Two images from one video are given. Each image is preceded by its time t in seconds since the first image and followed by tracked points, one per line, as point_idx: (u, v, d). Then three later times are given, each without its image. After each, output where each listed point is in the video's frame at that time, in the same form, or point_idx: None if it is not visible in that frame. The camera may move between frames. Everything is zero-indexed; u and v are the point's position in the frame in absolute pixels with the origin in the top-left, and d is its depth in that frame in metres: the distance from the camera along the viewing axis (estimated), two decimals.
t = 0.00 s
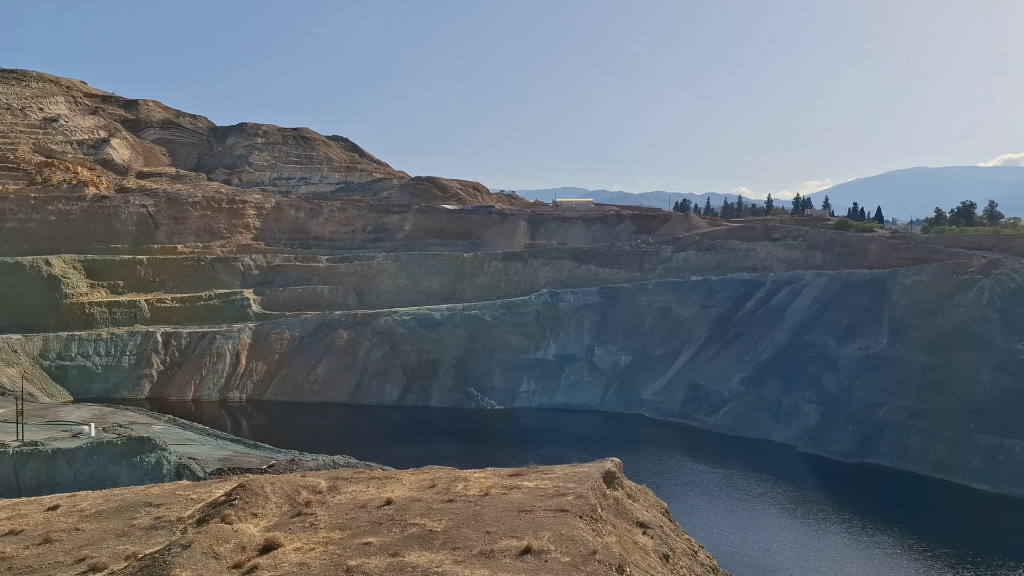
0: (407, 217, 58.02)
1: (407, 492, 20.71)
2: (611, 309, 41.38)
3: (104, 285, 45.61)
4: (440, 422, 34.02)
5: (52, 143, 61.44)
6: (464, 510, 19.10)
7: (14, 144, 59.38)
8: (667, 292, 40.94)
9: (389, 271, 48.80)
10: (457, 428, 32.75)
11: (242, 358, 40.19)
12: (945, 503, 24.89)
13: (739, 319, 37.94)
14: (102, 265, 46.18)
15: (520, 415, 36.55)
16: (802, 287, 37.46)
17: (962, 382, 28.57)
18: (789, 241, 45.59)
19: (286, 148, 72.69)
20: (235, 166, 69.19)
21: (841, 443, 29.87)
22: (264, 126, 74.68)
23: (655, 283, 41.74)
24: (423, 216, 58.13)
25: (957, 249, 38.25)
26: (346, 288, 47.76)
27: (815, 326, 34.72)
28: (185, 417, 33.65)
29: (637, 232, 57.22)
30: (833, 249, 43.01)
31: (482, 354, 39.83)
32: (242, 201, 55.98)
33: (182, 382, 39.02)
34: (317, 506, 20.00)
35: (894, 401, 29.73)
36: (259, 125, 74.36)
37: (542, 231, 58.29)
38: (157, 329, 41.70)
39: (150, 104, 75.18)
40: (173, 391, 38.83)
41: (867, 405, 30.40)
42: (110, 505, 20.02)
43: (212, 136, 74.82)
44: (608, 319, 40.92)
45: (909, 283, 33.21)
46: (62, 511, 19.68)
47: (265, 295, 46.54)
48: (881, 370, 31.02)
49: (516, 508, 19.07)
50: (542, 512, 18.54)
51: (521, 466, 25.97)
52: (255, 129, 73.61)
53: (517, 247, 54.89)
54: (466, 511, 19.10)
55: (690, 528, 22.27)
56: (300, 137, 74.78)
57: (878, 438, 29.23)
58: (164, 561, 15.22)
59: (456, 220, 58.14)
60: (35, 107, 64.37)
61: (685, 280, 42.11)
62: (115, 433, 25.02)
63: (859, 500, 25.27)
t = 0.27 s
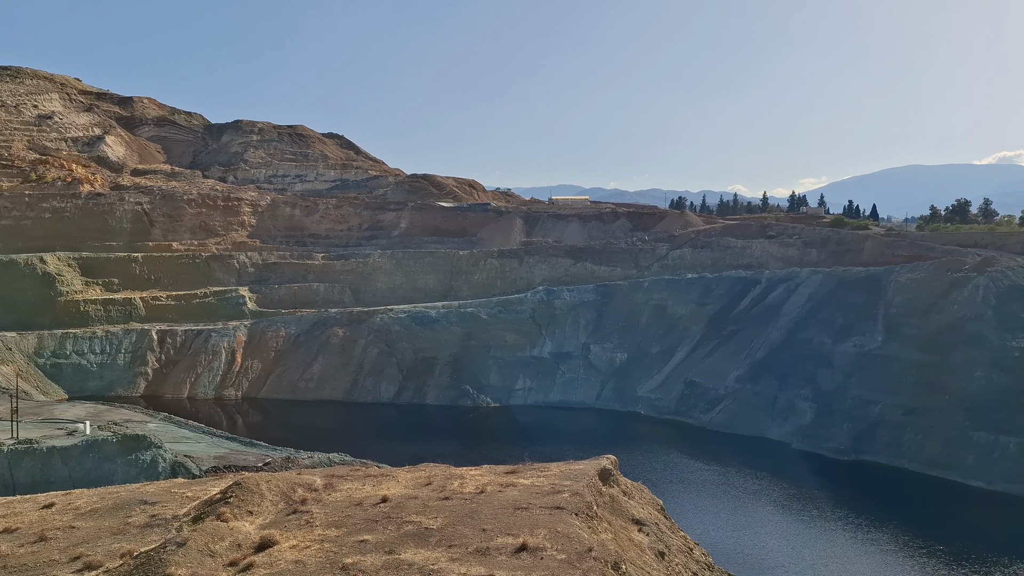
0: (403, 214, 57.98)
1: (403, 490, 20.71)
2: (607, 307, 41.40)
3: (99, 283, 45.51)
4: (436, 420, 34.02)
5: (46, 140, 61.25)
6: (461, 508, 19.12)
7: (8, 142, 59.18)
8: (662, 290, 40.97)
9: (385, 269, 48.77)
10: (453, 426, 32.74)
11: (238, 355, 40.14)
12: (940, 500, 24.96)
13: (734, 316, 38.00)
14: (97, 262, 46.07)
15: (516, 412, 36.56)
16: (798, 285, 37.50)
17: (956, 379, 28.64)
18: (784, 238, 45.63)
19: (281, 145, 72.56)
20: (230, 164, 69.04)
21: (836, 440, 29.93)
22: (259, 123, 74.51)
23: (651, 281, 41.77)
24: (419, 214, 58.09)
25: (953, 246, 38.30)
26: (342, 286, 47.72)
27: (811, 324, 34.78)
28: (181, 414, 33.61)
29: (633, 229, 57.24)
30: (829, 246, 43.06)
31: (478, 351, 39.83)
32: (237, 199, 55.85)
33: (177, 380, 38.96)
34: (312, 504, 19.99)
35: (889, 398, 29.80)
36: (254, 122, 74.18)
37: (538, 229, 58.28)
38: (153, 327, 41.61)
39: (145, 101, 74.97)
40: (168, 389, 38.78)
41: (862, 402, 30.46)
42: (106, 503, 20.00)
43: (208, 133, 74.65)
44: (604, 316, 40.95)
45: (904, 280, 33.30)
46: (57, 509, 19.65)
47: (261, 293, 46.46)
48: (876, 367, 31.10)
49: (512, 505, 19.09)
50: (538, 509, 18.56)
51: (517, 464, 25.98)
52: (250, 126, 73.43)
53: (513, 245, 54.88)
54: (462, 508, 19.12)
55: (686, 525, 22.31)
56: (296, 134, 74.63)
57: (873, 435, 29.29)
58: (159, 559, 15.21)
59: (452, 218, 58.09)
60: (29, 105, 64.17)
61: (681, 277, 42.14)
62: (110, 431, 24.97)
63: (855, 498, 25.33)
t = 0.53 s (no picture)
0: (397, 211, 57.94)
1: (397, 488, 20.70)
2: (601, 304, 41.42)
3: (92, 280, 45.36)
4: (430, 417, 34.01)
5: (38, 137, 60.99)
6: (455, 505, 19.12)
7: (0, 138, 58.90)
8: (656, 287, 41.00)
9: (379, 266, 48.72)
10: (447, 423, 32.74)
11: (231, 353, 40.06)
12: (934, 497, 25.04)
13: (728, 314, 38.05)
14: (89, 259, 45.90)
15: (510, 410, 36.57)
16: (792, 282, 37.57)
17: (949, 376, 28.73)
18: (778, 236, 45.70)
19: (275, 142, 72.40)
20: (223, 161, 68.81)
21: (829, 437, 30.01)
22: (252, 120, 74.27)
23: (645, 278, 41.80)
24: (413, 211, 58.05)
25: (945, 244, 38.41)
26: (336, 283, 47.65)
27: (804, 321, 34.84)
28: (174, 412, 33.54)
29: (627, 227, 57.29)
30: (822, 244, 43.14)
31: (473, 349, 39.82)
32: (231, 196, 55.66)
33: (170, 378, 38.87)
34: (306, 501, 19.97)
35: (882, 395, 29.88)
36: (248, 119, 73.94)
37: (532, 226, 58.30)
38: (146, 324, 41.49)
39: (138, 97, 74.64)
40: (161, 386, 38.69)
41: (855, 399, 30.55)
42: (99, 501, 19.95)
43: (201, 130, 74.40)
44: (598, 313, 40.97)
45: (897, 278, 33.39)
46: (50, 507, 19.59)
47: (254, 290, 46.38)
48: (869, 364, 31.19)
49: (506, 503, 19.10)
50: (533, 506, 18.58)
51: (510, 461, 26.00)
52: (243, 123, 73.21)
53: (507, 242, 54.87)
54: (456, 506, 19.12)
55: (681, 522, 22.33)
56: (289, 131, 74.42)
57: (866, 432, 29.38)
58: (153, 557, 15.18)
59: (446, 215, 58.05)
60: (21, 101, 63.85)
61: (675, 275, 42.18)
62: (102, 428, 24.89)
63: (848, 494, 25.40)
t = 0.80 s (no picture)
0: (388, 208, 57.80)
1: (387, 484, 20.70)
2: (591, 301, 41.47)
3: (81, 277, 45.13)
4: (420, 414, 34.00)
5: (26, 133, 60.61)
6: (445, 501, 19.13)
7: None
8: (647, 284, 41.06)
9: (369, 263, 48.63)
10: (437, 420, 32.73)
11: (221, 349, 39.94)
12: (922, 493, 25.19)
13: (718, 311, 38.16)
14: (78, 256, 45.67)
15: (500, 406, 36.60)
16: (781, 279, 37.67)
17: (938, 373, 28.89)
18: (768, 233, 45.81)
19: (265, 138, 72.11)
20: (213, 157, 68.52)
21: (818, 433, 30.15)
22: (242, 116, 73.92)
23: (636, 275, 41.85)
24: (404, 207, 57.92)
25: (934, 241, 38.57)
26: (326, 280, 47.53)
27: (794, 318, 34.97)
28: (163, 409, 33.43)
29: (618, 223, 57.35)
30: (812, 241, 43.26)
31: (463, 346, 39.84)
32: (221, 192, 55.40)
33: (160, 374, 38.75)
34: (296, 498, 19.95)
35: (871, 391, 30.04)
36: (238, 115, 73.59)
37: (523, 223, 58.26)
38: (135, 321, 41.29)
39: (127, 92, 74.15)
40: (151, 383, 38.56)
41: (845, 395, 30.69)
42: (88, 498, 19.87)
43: (190, 126, 74.04)
44: (589, 310, 41.02)
45: (886, 275, 33.52)
46: (38, 504, 19.50)
47: (244, 286, 46.22)
48: (858, 361, 31.33)
49: (497, 499, 19.11)
50: (523, 502, 18.60)
51: (500, 458, 26.02)
52: (233, 119, 72.87)
53: (498, 239, 54.86)
54: (447, 502, 19.12)
55: (671, 518, 22.40)
56: (279, 127, 74.14)
57: (855, 429, 29.53)
58: (142, 554, 15.16)
59: (437, 212, 58.00)
60: (9, 96, 63.36)
61: (665, 271, 42.24)
62: (91, 425, 24.78)
63: (837, 490, 25.52)
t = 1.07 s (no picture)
0: (378, 205, 57.65)
1: (377, 482, 20.67)
2: (582, 298, 41.49)
3: (69, 274, 44.92)
4: (411, 411, 33.96)
5: (14, 129, 60.29)
6: (435, 499, 19.11)
7: None
8: (638, 281, 41.11)
9: (360, 260, 48.54)
10: (427, 417, 32.70)
11: (211, 347, 39.81)
12: (912, 489, 25.31)
13: (709, 308, 38.24)
14: (66, 253, 45.48)
15: (491, 404, 36.60)
16: (772, 276, 37.77)
17: (927, 370, 29.03)
18: (759, 231, 45.90)
19: (256, 135, 71.85)
20: (203, 154, 68.22)
21: (808, 430, 30.26)
22: (232, 112, 73.62)
23: (627, 273, 41.90)
24: (395, 204, 57.79)
25: (923, 238, 38.71)
26: (316, 277, 47.40)
27: (784, 315, 35.08)
28: (153, 407, 33.30)
29: (609, 221, 57.36)
30: (802, 239, 43.35)
31: (454, 343, 39.82)
32: (210, 188, 55.16)
33: (149, 372, 38.58)
34: (286, 495, 19.90)
35: (860, 388, 30.17)
36: (228, 111, 73.28)
37: (514, 220, 58.24)
38: (124, 318, 41.11)
39: (116, 88, 73.73)
40: (140, 381, 38.40)
41: (834, 393, 30.82)
42: (76, 496, 19.78)
43: (180, 122, 73.71)
44: (580, 308, 41.06)
45: (875, 273, 33.65)
46: (25, 502, 19.39)
47: (234, 283, 46.05)
48: (848, 358, 31.45)
49: (487, 496, 19.11)
50: (513, 500, 18.61)
51: (490, 455, 26.01)
52: (223, 115, 72.55)
53: (489, 236, 54.84)
54: (437, 500, 19.11)
55: (661, 515, 22.47)
56: (270, 124, 73.89)
57: (845, 426, 29.66)
58: (131, 552, 15.10)
59: (428, 209, 57.93)
60: None
61: (656, 269, 42.29)
62: (80, 423, 24.67)
63: (827, 487, 25.63)
